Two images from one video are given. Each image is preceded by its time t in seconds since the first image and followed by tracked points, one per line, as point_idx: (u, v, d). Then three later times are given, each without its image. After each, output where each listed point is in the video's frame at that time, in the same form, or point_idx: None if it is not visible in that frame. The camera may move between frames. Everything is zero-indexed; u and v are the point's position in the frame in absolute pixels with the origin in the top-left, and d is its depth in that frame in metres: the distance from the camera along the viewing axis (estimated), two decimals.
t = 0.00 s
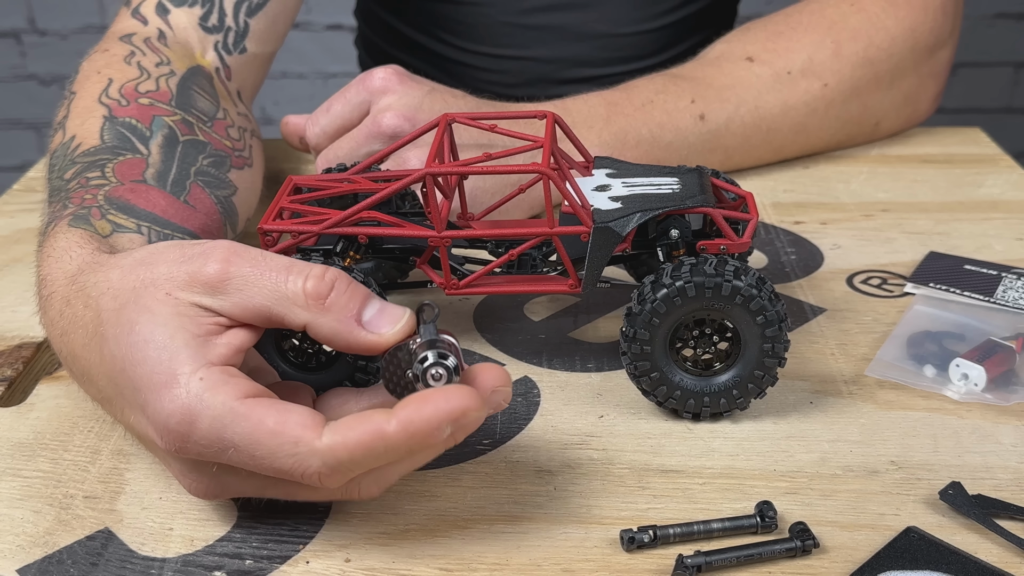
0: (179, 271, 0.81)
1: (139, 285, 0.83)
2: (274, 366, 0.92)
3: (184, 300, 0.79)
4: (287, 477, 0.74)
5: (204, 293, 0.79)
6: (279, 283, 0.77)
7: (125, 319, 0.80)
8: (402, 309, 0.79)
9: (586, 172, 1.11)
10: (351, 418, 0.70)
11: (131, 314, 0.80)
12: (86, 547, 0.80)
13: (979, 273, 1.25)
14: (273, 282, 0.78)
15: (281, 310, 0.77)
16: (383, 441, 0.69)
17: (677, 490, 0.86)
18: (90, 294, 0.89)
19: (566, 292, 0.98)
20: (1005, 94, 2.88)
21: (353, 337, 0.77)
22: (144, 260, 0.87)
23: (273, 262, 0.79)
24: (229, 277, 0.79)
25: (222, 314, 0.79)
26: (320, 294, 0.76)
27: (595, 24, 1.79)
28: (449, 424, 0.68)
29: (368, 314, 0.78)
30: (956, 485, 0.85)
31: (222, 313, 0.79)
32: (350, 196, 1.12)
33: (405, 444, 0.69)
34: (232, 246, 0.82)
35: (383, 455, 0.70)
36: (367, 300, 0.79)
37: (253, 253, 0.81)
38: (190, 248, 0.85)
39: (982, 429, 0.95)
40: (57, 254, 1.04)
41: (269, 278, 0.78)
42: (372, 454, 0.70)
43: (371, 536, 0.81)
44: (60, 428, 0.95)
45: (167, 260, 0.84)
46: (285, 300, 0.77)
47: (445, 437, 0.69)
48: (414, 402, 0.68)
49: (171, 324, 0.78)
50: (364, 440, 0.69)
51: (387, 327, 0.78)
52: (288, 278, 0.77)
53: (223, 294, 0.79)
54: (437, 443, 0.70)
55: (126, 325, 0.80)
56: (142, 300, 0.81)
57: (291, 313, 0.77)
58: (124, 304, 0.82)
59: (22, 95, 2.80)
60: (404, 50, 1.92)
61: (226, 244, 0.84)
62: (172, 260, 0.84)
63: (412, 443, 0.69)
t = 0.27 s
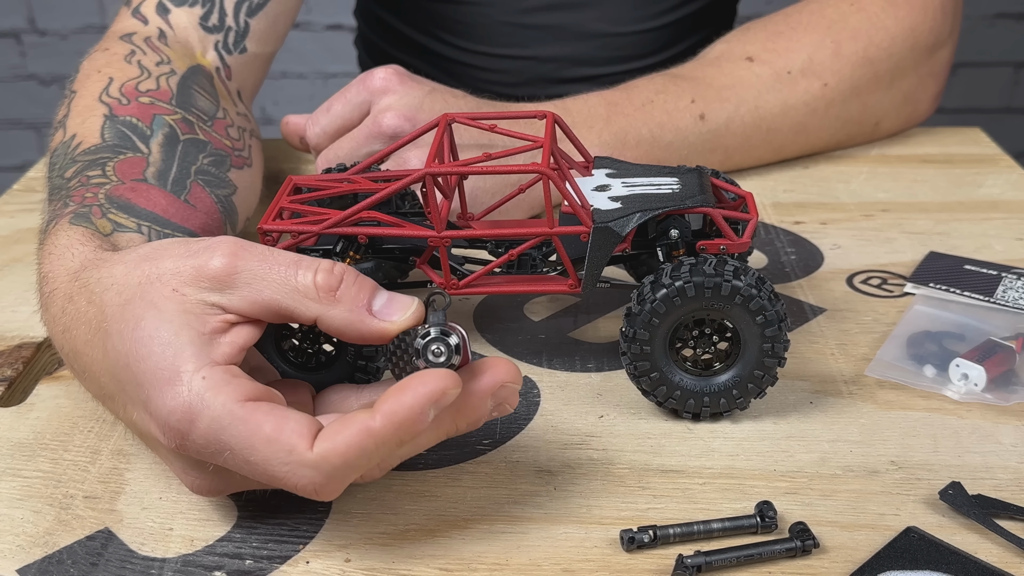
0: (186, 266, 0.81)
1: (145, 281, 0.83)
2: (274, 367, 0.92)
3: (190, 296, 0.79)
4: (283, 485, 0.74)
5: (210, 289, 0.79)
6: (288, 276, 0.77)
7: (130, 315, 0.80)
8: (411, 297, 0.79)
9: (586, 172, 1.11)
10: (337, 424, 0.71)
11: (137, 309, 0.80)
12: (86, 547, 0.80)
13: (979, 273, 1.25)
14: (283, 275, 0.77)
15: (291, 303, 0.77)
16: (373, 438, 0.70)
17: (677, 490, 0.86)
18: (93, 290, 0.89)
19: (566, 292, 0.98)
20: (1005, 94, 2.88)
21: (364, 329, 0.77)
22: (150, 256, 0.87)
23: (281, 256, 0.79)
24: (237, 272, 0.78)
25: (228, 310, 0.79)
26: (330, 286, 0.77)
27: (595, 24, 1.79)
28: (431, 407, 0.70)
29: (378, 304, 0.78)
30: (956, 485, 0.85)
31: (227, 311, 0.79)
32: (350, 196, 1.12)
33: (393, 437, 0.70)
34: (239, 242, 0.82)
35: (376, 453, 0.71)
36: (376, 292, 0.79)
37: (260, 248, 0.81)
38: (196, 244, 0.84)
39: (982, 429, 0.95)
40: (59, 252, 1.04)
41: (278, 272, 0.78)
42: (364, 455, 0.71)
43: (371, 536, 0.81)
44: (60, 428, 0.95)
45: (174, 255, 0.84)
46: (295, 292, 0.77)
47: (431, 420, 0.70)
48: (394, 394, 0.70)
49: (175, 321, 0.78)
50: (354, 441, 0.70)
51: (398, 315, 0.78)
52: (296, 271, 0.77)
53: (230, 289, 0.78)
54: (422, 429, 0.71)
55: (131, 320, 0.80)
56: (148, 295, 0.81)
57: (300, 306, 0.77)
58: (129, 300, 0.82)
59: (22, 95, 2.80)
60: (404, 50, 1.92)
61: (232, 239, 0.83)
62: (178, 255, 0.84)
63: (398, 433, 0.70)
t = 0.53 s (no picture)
0: (178, 272, 0.81)
1: (138, 285, 0.83)
2: (274, 367, 0.92)
3: (183, 300, 0.79)
4: (282, 485, 0.74)
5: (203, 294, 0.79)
6: (279, 284, 0.77)
7: (123, 319, 0.80)
8: (396, 322, 0.80)
9: (586, 172, 1.11)
10: (343, 431, 0.70)
11: (129, 315, 0.80)
12: (86, 547, 0.80)
13: (979, 273, 1.25)
14: (271, 285, 0.77)
15: (278, 312, 0.77)
16: (378, 453, 0.69)
17: (677, 490, 0.86)
18: (92, 292, 0.88)
19: (566, 292, 0.98)
20: (1005, 94, 2.88)
21: (349, 345, 0.78)
22: (144, 260, 0.87)
23: (271, 263, 0.79)
24: (227, 278, 0.79)
25: (219, 315, 0.79)
26: (317, 298, 0.76)
27: (595, 24, 1.79)
28: (444, 437, 0.70)
29: (363, 322, 0.79)
30: (956, 485, 0.85)
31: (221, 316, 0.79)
32: (350, 196, 1.12)
33: (399, 456, 0.70)
34: (230, 247, 0.82)
35: (377, 466, 0.70)
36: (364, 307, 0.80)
37: (251, 253, 0.81)
38: (190, 248, 0.84)
39: (982, 429, 0.95)
40: (60, 251, 1.04)
41: (266, 281, 0.78)
42: (365, 466, 0.70)
43: (371, 535, 0.81)
44: (60, 428, 0.95)
45: (166, 260, 0.84)
46: (284, 302, 0.77)
47: (439, 449, 0.70)
48: (410, 416, 0.69)
49: (169, 324, 0.78)
50: (359, 451, 0.69)
51: (380, 338, 0.79)
52: (287, 280, 0.77)
53: (222, 294, 0.79)
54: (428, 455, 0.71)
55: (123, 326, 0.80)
56: (141, 301, 0.81)
57: (288, 315, 0.77)
58: (123, 304, 0.82)
59: (22, 95, 2.80)
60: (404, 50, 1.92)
61: (223, 245, 0.83)
62: (170, 260, 0.84)
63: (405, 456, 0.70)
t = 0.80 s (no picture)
0: (190, 271, 0.81)
1: (147, 283, 0.83)
2: (274, 368, 0.92)
3: (193, 300, 0.79)
4: (269, 496, 0.74)
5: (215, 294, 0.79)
6: (293, 280, 0.78)
7: (129, 316, 0.80)
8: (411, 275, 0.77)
9: (586, 172, 1.11)
10: (324, 439, 0.70)
11: (136, 311, 0.80)
12: (86, 547, 0.80)
13: (979, 273, 1.25)
14: (286, 279, 0.78)
15: (294, 307, 0.77)
16: (360, 454, 0.69)
17: (677, 490, 0.86)
18: (97, 288, 0.88)
19: (566, 292, 0.99)
20: (1004, 94, 2.88)
21: (369, 317, 0.76)
22: (153, 259, 0.87)
23: (284, 262, 0.80)
24: (242, 277, 0.79)
25: (233, 316, 0.79)
26: (331, 287, 0.77)
27: (595, 24, 1.79)
28: (419, 424, 0.69)
29: (379, 292, 0.77)
30: (956, 485, 0.85)
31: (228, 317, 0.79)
32: (350, 196, 1.12)
33: (381, 454, 0.69)
34: (244, 249, 0.82)
35: (364, 468, 0.70)
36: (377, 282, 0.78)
37: (265, 255, 0.82)
38: (201, 250, 0.85)
39: (982, 429, 0.95)
40: (62, 250, 1.04)
41: (282, 277, 0.78)
42: (352, 471, 0.70)
43: (371, 535, 0.81)
44: (60, 428, 0.95)
45: (179, 259, 0.84)
46: (297, 296, 0.77)
47: (420, 438, 0.69)
48: (381, 411, 0.69)
49: (175, 323, 0.78)
50: (340, 456, 0.69)
51: (399, 292, 0.76)
52: (300, 275, 0.78)
53: (235, 294, 0.79)
54: (414, 447, 0.70)
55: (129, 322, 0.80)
56: (152, 298, 0.81)
57: (304, 309, 0.77)
58: (130, 301, 0.82)
59: (22, 95, 2.80)
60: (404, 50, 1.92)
61: (238, 247, 0.84)
62: (184, 260, 0.84)
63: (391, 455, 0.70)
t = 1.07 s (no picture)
0: (204, 269, 0.82)
1: (159, 280, 0.83)
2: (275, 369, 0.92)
3: (207, 296, 0.79)
4: (281, 491, 0.74)
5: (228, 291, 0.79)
6: (309, 279, 0.78)
7: (140, 312, 0.80)
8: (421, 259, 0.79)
9: (586, 172, 1.11)
10: (329, 424, 0.71)
11: (149, 306, 0.80)
12: (86, 547, 0.80)
13: (979, 273, 1.25)
14: (301, 276, 0.79)
15: (310, 303, 0.78)
16: (364, 435, 0.69)
17: (677, 490, 0.86)
18: (103, 285, 0.88)
19: (565, 292, 0.98)
20: (1004, 94, 2.88)
21: (388, 303, 0.77)
22: (164, 257, 0.87)
23: (301, 263, 0.80)
24: (258, 275, 0.80)
25: (245, 314, 0.79)
26: (346, 281, 0.79)
27: (595, 24, 1.79)
28: (422, 405, 0.70)
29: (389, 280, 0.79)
30: (956, 485, 0.85)
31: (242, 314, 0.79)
32: (349, 196, 1.12)
33: (385, 434, 0.70)
34: (258, 250, 0.83)
35: (368, 451, 0.70)
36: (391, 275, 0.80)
37: (279, 256, 0.83)
38: (214, 249, 0.85)
39: (982, 429, 0.95)
40: (64, 248, 1.04)
41: (298, 275, 0.79)
42: (357, 455, 0.70)
43: (371, 536, 0.81)
44: (60, 428, 0.95)
45: (192, 258, 0.85)
46: (312, 294, 0.78)
47: (419, 419, 0.71)
48: (384, 391, 0.69)
49: (188, 319, 0.78)
50: (346, 439, 0.69)
51: (411, 276, 0.78)
52: (316, 274, 0.79)
53: (249, 291, 0.79)
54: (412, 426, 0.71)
55: (141, 316, 0.80)
56: (164, 295, 0.81)
57: (320, 304, 0.78)
58: (141, 297, 0.82)
59: (22, 95, 2.80)
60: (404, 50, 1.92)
61: (250, 248, 0.84)
62: (196, 258, 0.84)
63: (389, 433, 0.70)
